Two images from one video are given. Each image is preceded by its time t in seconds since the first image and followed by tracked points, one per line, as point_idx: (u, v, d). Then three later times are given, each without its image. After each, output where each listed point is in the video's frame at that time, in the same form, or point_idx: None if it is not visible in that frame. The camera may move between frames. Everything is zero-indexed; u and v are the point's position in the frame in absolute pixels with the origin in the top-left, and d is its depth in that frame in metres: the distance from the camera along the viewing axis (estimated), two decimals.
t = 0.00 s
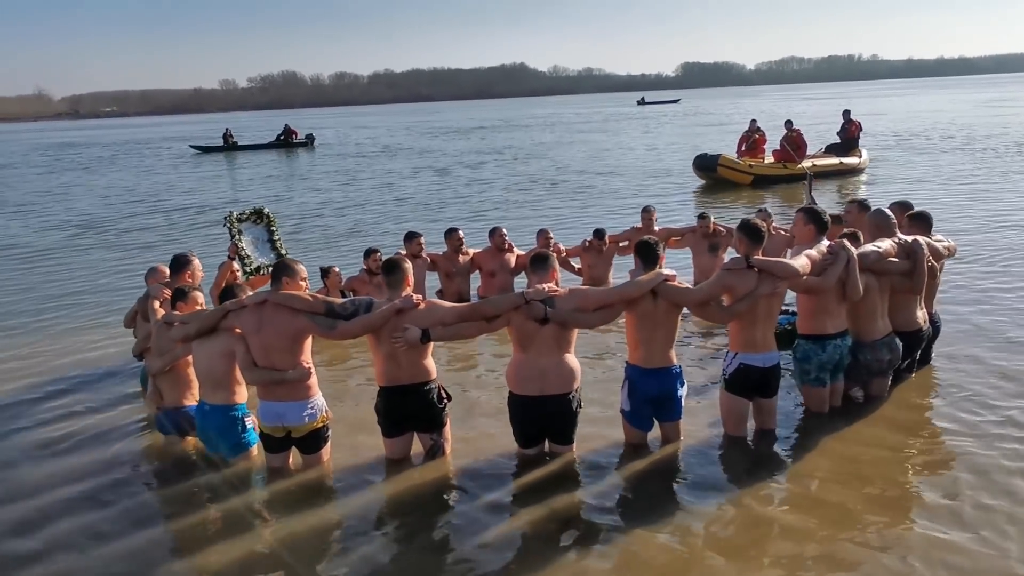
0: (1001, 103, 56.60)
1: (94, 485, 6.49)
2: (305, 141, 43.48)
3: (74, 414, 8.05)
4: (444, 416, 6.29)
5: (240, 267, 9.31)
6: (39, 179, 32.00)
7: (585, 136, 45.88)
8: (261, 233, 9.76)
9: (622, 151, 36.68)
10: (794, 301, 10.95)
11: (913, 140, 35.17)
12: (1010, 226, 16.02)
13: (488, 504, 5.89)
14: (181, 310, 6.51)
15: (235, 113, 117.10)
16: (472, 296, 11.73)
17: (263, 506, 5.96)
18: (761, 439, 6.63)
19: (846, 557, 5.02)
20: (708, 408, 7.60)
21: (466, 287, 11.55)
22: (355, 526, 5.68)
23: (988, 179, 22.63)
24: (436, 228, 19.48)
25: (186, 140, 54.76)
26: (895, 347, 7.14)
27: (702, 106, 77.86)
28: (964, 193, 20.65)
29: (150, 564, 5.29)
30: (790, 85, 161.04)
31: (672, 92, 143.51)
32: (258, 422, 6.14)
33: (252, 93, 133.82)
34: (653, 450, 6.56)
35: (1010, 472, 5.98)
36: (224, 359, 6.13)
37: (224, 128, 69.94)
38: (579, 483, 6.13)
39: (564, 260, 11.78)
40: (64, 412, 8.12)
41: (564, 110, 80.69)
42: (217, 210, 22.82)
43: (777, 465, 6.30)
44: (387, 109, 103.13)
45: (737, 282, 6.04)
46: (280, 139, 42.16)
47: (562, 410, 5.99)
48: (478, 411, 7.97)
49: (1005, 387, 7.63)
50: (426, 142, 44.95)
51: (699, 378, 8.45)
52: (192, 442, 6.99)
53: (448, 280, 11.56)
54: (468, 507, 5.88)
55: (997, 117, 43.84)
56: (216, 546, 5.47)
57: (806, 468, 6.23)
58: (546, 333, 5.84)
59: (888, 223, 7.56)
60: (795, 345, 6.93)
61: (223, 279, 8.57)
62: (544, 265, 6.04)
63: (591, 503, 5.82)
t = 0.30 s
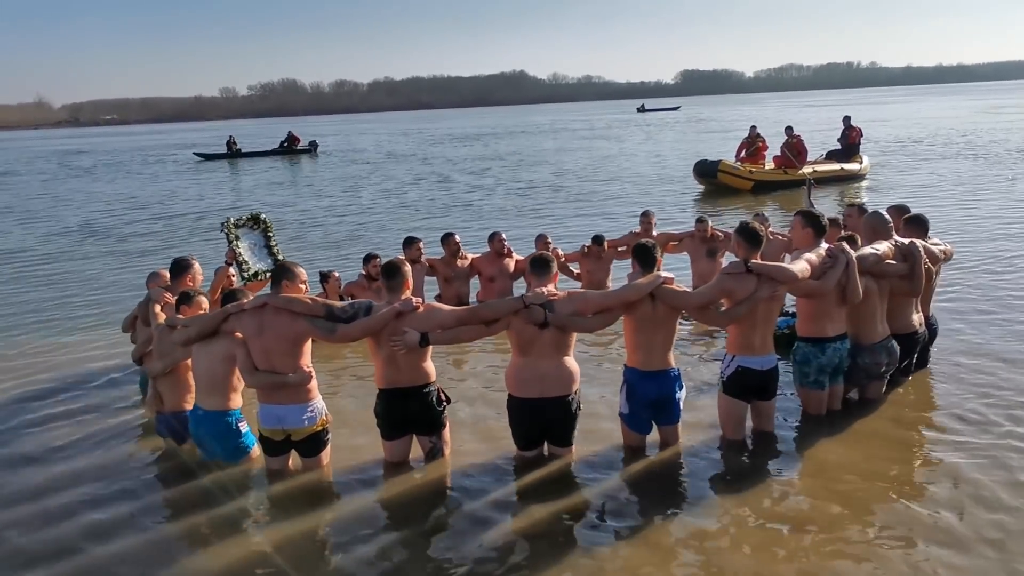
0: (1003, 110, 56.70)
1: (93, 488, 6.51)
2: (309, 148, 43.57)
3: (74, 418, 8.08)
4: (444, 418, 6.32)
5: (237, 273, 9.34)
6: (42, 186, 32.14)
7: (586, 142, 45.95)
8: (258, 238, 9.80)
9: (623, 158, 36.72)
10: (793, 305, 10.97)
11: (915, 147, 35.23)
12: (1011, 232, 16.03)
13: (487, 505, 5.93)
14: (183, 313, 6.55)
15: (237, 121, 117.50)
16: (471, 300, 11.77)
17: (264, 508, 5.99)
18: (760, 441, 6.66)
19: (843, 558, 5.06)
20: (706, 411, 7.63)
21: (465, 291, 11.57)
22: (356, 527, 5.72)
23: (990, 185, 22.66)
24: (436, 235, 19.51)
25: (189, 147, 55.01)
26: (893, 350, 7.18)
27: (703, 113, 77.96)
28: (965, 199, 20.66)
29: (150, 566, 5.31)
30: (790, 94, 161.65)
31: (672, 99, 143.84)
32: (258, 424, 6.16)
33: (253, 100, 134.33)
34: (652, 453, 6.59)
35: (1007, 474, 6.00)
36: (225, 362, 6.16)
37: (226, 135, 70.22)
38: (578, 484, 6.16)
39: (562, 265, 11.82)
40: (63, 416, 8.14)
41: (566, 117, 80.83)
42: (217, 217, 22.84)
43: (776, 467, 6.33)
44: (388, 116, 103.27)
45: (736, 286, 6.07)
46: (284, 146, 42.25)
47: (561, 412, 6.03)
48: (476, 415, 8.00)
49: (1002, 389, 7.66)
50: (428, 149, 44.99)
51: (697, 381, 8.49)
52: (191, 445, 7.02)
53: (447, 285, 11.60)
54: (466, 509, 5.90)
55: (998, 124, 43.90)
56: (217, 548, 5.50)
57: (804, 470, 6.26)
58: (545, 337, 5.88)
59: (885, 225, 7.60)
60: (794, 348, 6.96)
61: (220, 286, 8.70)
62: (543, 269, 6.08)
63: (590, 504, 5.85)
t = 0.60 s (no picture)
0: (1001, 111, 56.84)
1: (90, 487, 6.51)
2: (309, 150, 43.63)
3: (71, 418, 8.09)
4: (441, 417, 6.33)
5: (231, 272, 9.35)
6: (42, 188, 32.21)
7: (585, 144, 46.03)
8: (253, 238, 9.82)
9: (622, 159, 36.78)
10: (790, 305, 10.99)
11: (914, 148, 35.31)
12: (1009, 232, 16.09)
13: (485, 503, 5.94)
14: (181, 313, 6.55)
15: (236, 124, 117.78)
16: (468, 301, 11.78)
17: (262, 507, 6.00)
18: (757, 439, 6.68)
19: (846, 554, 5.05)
20: (702, 409, 7.65)
21: (463, 291, 11.57)
22: (354, 526, 5.72)
23: (988, 186, 22.73)
24: (435, 237, 19.54)
25: (190, 150, 55.15)
26: (889, 348, 7.21)
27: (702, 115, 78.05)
28: (964, 200, 20.72)
29: (148, 564, 5.31)
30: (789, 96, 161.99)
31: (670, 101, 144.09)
32: (256, 424, 6.17)
33: (251, 104, 134.51)
34: (649, 451, 6.60)
35: (1006, 470, 6.02)
36: (223, 361, 6.17)
37: (226, 138, 70.39)
38: (576, 482, 6.18)
39: (559, 265, 11.83)
40: (60, 416, 8.14)
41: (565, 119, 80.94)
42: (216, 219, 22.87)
43: (773, 465, 6.35)
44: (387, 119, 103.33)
45: (734, 285, 6.09)
46: (284, 148, 42.30)
47: (558, 411, 6.04)
48: (473, 414, 8.00)
49: (998, 387, 7.68)
50: (427, 151, 45.02)
51: (694, 380, 8.51)
52: (188, 445, 7.02)
53: (444, 286, 11.60)
54: (463, 507, 5.91)
55: (997, 125, 43.98)
56: (215, 546, 5.50)
57: (800, 468, 6.28)
58: (543, 336, 5.89)
59: (882, 223, 7.62)
60: (792, 346, 6.99)
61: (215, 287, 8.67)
62: (542, 268, 6.09)
63: (587, 502, 5.87)
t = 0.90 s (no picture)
0: (995, 112, 57.12)
1: (80, 486, 6.48)
2: (305, 150, 43.58)
3: (61, 416, 8.05)
4: (433, 414, 6.33)
5: (222, 271, 9.33)
6: (36, 188, 32.10)
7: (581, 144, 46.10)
8: (244, 236, 9.80)
9: (617, 160, 36.83)
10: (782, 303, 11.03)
11: (908, 148, 35.45)
12: (1001, 232, 16.17)
13: (477, 500, 5.94)
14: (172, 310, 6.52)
15: (231, 124, 117.52)
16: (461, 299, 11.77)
17: (253, 504, 5.99)
18: (748, 435, 6.70)
19: (836, 552, 5.06)
20: (694, 407, 7.67)
21: (455, 290, 11.57)
22: (345, 523, 5.72)
23: (981, 187, 22.84)
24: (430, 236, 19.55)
25: (185, 149, 54.97)
26: (879, 345, 7.25)
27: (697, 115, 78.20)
28: (957, 200, 20.82)
29: (139, 562, 5.29)
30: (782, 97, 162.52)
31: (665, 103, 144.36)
32: (248, 421, 6.15)
33: (246, 105, 134.21)
34: (641, 448, 6.62)
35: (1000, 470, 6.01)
36: (214, 358, 6.15)
37: (222, 138, 70.23)
38: (567, 479, 6.19)
39: (552, 263, 11.84)
40: (50, 414, 8.11)
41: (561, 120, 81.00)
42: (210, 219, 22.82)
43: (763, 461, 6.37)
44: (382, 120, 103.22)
45: (726, 282, 6.11)
46: (280, 147, 42.21)
47: (550, 408, 6.05)
48: (466, 412, 8.01)
49: (987, 385, 7.73)
50: (422, 151, 44.98)
51: (686, 378, 8.54)
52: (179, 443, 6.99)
53: (436, 285, 11.60)
54: (454, 504, 5.91)
55: (991, 126, 44.19)
56: (206, 544, 5.49)
57: (790, 464, 6.31)
58: (536, 334, 5.89)
59: (874, 220, 7.67)
60: (783, 342, 7.02)
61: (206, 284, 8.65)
62: (534, 265, 6.10)
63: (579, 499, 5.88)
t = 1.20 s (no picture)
0: (990, 113, 57.33)
1: (72, 484, 6.44)
2: (302, 150, 43.47)
3: (53, 414, 8.01)
4: (427, 412, 6.32)
5: (214, 269, 9.31)
6: (31, 187, 31.97)
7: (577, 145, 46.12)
8: (236, 234, 9.77)
9: (613, 160, 36.84)
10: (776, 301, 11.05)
11: (904, 149, 35.56)
12: (996, 232, 16.23)
13: (471, 497, 5.94)
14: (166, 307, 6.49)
15: (226, 124, 117.22)
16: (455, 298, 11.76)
17: (247, 502, 5.97)
18: (741, 432, 6.71)
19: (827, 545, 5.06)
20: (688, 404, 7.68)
21: (450, 288, 11.56)
22: (340, 520, 5.71)
23: (976, 187, 22.92)
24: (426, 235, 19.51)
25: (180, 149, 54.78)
26: (872, 343, 7.26)
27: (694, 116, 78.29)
28: (953, 200, 20.87)
29: (132, 559, 5.27)
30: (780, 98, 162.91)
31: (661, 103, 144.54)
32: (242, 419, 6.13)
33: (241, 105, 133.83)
34: (635, 445, 6.62)
35: (995, 465, 6.00)
36: (208, 355, 6.13)
37: (218, 138, 70.03)
38: (562, 477, 6.19)
39: (547, 261, 11.84)
40: (42, 412, 8.07)
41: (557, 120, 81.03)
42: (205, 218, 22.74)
43: (757, 457, 6.38)
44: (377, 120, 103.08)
45: (721, 279, 6.11)
46: (276, 147, 42.07)
47: (545, 405, 6.05)
48: (460, 410, 8.00)
49: (980, 382, 7.75)
50: (419, 151, 44.91)
51: (680, 375, 8.55)
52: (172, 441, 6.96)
53: (431, 283, 11.59)
54: (449, 501, 5.91)
55: (986, 126, 44.34)
56: (200, 541, 5.47)
57: (783, 459, 6.32)
58: (530, 331, 5.89)
59: (868, 217, 7.69)
60: (776, 339, 7.04)
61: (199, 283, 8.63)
62: (529, 262, 6.09)
63: (574, 496, 5.88)
